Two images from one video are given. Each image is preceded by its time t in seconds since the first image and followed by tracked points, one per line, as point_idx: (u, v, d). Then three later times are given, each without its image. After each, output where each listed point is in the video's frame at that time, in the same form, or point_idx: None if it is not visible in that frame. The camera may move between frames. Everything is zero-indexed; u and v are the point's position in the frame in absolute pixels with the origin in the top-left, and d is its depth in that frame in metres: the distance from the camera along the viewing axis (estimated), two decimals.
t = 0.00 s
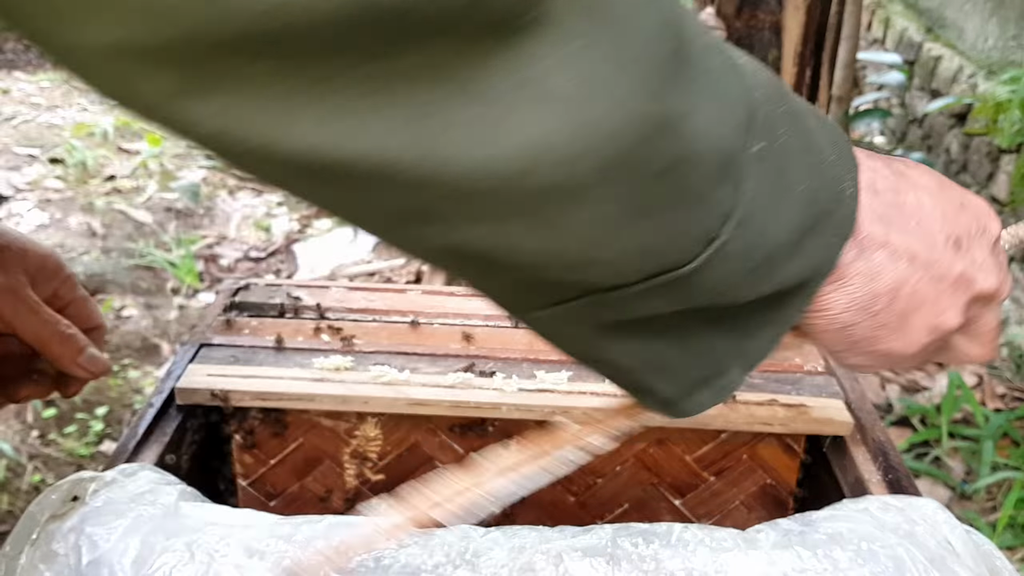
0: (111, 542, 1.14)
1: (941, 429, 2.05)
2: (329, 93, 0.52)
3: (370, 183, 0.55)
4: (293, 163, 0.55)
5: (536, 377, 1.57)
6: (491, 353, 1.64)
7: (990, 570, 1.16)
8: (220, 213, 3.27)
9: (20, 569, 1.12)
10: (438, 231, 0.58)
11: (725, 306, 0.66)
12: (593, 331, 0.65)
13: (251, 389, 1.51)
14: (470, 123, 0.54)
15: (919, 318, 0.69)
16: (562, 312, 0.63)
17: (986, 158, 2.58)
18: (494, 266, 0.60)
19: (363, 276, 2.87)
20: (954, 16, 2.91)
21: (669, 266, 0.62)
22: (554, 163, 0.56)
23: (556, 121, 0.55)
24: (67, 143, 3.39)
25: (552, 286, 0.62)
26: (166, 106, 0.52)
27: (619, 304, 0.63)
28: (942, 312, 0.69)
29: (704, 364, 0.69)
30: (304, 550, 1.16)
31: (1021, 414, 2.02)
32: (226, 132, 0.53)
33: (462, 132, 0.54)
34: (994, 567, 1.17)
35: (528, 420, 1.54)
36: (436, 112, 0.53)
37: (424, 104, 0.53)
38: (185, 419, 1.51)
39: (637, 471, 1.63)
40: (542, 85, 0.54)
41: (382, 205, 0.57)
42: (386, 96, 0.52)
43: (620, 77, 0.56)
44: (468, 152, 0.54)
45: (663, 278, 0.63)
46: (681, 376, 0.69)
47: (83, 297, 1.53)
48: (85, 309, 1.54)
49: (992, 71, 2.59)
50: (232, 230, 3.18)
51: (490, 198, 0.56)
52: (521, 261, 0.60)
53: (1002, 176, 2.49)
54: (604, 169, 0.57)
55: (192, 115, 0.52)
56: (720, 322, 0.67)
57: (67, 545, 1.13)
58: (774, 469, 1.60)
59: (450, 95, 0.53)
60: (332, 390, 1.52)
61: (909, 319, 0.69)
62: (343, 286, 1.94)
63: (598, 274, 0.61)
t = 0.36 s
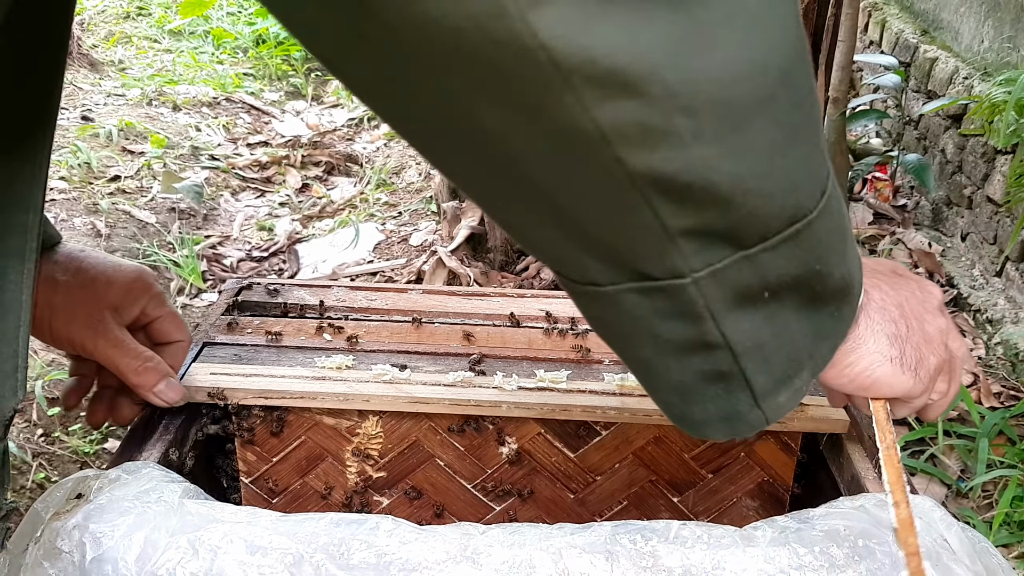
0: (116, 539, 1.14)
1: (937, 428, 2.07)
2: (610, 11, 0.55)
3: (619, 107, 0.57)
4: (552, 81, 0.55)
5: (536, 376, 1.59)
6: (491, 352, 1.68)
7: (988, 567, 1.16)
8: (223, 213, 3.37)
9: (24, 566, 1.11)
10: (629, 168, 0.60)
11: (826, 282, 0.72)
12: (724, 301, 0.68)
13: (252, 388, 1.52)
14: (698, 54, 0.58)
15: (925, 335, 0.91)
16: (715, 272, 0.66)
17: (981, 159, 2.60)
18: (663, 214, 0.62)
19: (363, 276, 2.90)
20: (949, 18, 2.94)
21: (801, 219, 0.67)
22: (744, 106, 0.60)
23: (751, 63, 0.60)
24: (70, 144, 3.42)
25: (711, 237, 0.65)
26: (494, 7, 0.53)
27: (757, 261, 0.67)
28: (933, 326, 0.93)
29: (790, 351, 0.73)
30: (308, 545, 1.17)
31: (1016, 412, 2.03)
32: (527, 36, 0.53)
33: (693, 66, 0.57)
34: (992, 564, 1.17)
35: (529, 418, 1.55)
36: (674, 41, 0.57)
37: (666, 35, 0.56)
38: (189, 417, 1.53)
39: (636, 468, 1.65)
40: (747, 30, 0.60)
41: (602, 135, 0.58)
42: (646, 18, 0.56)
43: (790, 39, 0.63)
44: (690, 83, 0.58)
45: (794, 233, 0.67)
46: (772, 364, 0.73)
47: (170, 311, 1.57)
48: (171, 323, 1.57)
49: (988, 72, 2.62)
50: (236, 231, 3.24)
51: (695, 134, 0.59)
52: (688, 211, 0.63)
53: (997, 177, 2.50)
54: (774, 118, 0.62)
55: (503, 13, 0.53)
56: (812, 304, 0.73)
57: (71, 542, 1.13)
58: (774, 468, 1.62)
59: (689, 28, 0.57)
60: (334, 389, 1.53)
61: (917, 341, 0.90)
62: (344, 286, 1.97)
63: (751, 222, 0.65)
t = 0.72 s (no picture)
0: (117, 539, 1.14)
1: (936, 428, 2.07)
2: (699, 35, 0.61)
3: (707, 122, 0.63)
4: (651, 97, 0.61)
5: (536, 376, 1.58)
6: (491, 351, 1.68)
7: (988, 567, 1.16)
8: (223, 213, 3.37)
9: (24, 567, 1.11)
10: (708, 179, 0.65)
11: (866, 296, 0.78)
12: (781, 311, 0.73)
13: (253, 388, 1.53)
14: (768, 75, 0.64)
15: (930, 363, 1.14)
16: (774, 283, 0.72)
17: (981, 159, 2.59)
18: (733, 225, 0.68)
19: (364, 276, 2.90)
20: (949, 18, 2.94)
21: (848, 232, 0.74)
22: (805, 125, 0.67)
23: (813, 86, 0.67)
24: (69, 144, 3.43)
25: (772, 247, 0.70)
26: (607, 29, 0.59)
27: (812, 273, 0.73)
28: (932, 354, 1.16)
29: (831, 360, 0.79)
30: (308, 545, 1.17)
31: (1017, 412, 2.03)
32: (635, 55, 0.60)
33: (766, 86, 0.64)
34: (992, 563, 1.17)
35: (529, 417, 1.55)
36: (748, 62, 0.63)
37: (740, 56, 0.63)
38: (194, 414, 1.52)
39: (635, 469, 1.65)
40: (807, 57, 0.67)
41: (689, 148, 0.64)
42: (725, 41, 0.62)
43: (838, 68, 0.70)
44: (762, 100, 0.64)
45: (844, 245, 0.74)
46: (817, 372, 0.79)
47: (184, 310, 1.61)
48: (186, 322, 1.62)
49: (988, 72, 2.62)
50: (236, 231, 3.24)
51: (767, 147, 0.66)
52: (754, 222, 0.68)
53: (997, 177, 2.50)
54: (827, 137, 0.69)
55: (615, 33, 0.59)
56: (853, 316, 0.79)
57: (72, 542, 1.12)
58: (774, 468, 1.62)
59: (760, 53, 0.64)
60: (334, 389, 1.53)
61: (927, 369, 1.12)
62: (344, 286, 1.97)
63: (809, 232, 0.71)
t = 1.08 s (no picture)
0: (117, 539, 1.14)
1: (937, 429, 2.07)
2: (726, 56, 0.62)
3: (732, 142, 0.63)
4: (681, 116, 0.61)
5: (536, 375, 1.58)
6: (491, 351, 1.68)
7: (989, 565, 1.16)
8: (223, 213, 3.37)
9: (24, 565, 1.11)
10: (731, 198, 0.65)
11: (875, 313, 0.79)
12: (795, 329, 0.74)
13: (254, 388, 1.52)
14: (790, 95, 0.65)
15: (934, 375, 1.19)
16: (789, 300, 0.72)
17: (981, 159, 2.59)
18: (753, 243, 0.68)
19: (364, 276, 2.90)
20: (949, 18, 2.95)
21: (862, 250, 0.74)
22: (824, 145, 0.67)
23: (832, 106, 0.67)
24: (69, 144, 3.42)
25: (789, 264, 0.70)
26: (641, 49, 0.59)
27: (827, 290, 0.73)
28: (938, 366, 1.21)
29: (841, 375, 0.80)
30: (308, 544, 1.17)
31: (1016, 412, 2.03)
32: (667, 74, 0.59)
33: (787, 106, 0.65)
34: (993, 561, 1.17)
35: (529, 417, 1.56)
36: (770, 82, 0.64)
37: (763, 76, 0.63)
38: (193, 413, 1.52)
39: (636, 468, 1.65)
40: (825, 77, 0.67)
41: (714, 167, 0.63)
42: (749, 62, 0.63)
43: (854, 89, 0.70)
44: (785, 120, 0.64)
45: (858, 263, 0.74)
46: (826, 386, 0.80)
47: (184, 309, 1.62)
48: (185, 321, 1.63)
49: (987, 72, 2.62)
50: (236, 230, 3.24)
51: (789, 165, 0.66)
52: (773, 239, 0.68)
53: (996, 177, 2.50)
54: (844, 153, 0.69)
55: (648, 53, 0.59)
56: (863, 333, 0.80)
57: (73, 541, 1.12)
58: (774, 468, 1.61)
59: (781, 73, 0.64)
60: (335, 388, 1.53)
61: (930, 380, 1.18)
62: (344, 286, 1.97)
63: (825, 250, 0.71)
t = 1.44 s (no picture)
0: (117, 538, 1.14)
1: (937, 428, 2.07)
2: (739, 56, 0.62)
3: (746, 140, 0.63)
4: (697, 115, 0.61)
5: (536, 374, 1.58)
6: (491, 350, 1.68)
7: (988, 566, 1.16)
8: (223, 213, 3.37)
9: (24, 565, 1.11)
10: (745, 198, 0.65)
11: (881, 314, 0.79)
12: (805, 331, 0.74)
13: (253, 386, 1.52)
14: (802, 95, 0.65)
15: (935, 378, 1.21)
16: (800, 302, 0.72)
17: (981, 159, 2.59)
18: (766, 244, 0.68)
19: (364, 276, 2.90)
20: (949, 18, 2.95)
21: (869, 251, 0.74)
22: (835, 145, 0.68)
23: (841, 106, 0.67)
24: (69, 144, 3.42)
25: (799, 265, 0.71)
26: (660, 48, 0.59)
27: (835, 292, 0.74)
28: (939, 367, 1.23)
29: (848, 377, 0.80)
30: (308, 545, 1.17)
31: (1016, 412, 2.03)
32: (686, 73, 0.59)
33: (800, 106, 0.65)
34: (992, 562, 1.17)
35: (529, 416, 1.55)
36: (781, 82, 0.64)
37: (774, 74, 0.64)
38: (196, 410, 1.52)
39: (635, 467, 1.65)
40: (834, 77, 0.67)
41: (730, 166, 0.64)
42: (762, 61, 0.63)
43: (862, 90, 0.71)
44: (798, 119, 0.65)
45: (865, 264, 0.74)
46: (834, 388, 0.80)
47: (181, 310, 1.62)
48: (183, 322, 1.63)
49: (988, 72, 2.62)
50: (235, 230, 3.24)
51: (802, 165, 0.66)
52: (786, 239, 0.69)
53: (996, 177, 2.50)
54: (853, 152, 0.69)
55: (668, 51, 0.59)
56: (870, 335, 0.80)
57: (73, 541, 1.12)
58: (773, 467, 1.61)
59: (792, 74, 0.65)
60: (336, 387, 1.53)
61: (930, 382, 1.19)
62: (344, 286, 1.97)
63: (834, 251, 0.71)
